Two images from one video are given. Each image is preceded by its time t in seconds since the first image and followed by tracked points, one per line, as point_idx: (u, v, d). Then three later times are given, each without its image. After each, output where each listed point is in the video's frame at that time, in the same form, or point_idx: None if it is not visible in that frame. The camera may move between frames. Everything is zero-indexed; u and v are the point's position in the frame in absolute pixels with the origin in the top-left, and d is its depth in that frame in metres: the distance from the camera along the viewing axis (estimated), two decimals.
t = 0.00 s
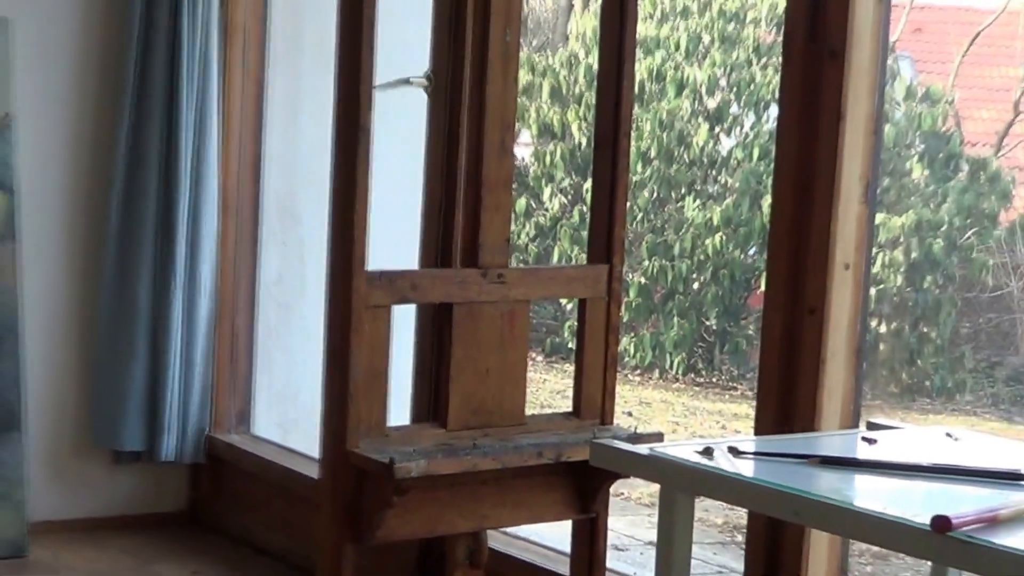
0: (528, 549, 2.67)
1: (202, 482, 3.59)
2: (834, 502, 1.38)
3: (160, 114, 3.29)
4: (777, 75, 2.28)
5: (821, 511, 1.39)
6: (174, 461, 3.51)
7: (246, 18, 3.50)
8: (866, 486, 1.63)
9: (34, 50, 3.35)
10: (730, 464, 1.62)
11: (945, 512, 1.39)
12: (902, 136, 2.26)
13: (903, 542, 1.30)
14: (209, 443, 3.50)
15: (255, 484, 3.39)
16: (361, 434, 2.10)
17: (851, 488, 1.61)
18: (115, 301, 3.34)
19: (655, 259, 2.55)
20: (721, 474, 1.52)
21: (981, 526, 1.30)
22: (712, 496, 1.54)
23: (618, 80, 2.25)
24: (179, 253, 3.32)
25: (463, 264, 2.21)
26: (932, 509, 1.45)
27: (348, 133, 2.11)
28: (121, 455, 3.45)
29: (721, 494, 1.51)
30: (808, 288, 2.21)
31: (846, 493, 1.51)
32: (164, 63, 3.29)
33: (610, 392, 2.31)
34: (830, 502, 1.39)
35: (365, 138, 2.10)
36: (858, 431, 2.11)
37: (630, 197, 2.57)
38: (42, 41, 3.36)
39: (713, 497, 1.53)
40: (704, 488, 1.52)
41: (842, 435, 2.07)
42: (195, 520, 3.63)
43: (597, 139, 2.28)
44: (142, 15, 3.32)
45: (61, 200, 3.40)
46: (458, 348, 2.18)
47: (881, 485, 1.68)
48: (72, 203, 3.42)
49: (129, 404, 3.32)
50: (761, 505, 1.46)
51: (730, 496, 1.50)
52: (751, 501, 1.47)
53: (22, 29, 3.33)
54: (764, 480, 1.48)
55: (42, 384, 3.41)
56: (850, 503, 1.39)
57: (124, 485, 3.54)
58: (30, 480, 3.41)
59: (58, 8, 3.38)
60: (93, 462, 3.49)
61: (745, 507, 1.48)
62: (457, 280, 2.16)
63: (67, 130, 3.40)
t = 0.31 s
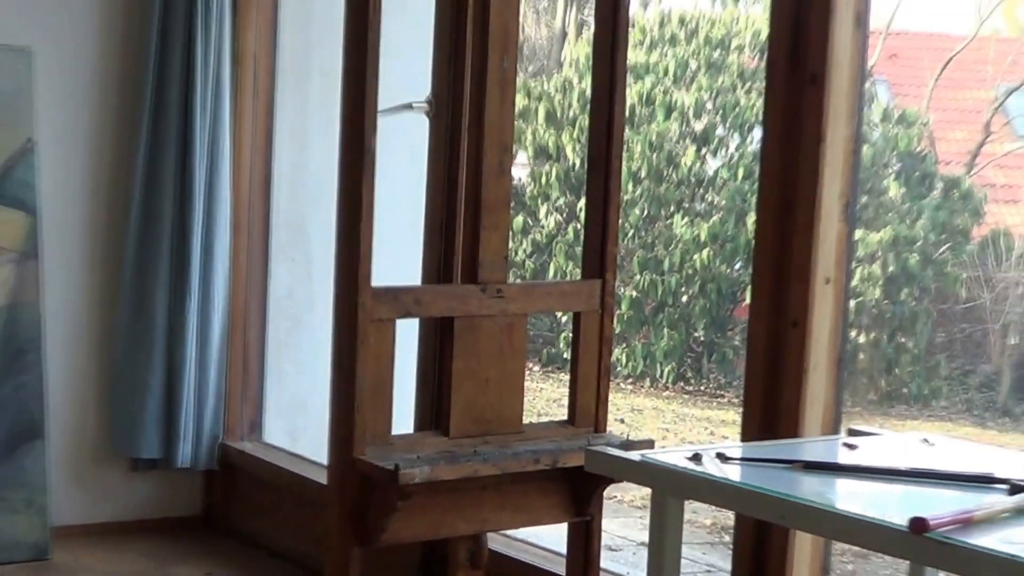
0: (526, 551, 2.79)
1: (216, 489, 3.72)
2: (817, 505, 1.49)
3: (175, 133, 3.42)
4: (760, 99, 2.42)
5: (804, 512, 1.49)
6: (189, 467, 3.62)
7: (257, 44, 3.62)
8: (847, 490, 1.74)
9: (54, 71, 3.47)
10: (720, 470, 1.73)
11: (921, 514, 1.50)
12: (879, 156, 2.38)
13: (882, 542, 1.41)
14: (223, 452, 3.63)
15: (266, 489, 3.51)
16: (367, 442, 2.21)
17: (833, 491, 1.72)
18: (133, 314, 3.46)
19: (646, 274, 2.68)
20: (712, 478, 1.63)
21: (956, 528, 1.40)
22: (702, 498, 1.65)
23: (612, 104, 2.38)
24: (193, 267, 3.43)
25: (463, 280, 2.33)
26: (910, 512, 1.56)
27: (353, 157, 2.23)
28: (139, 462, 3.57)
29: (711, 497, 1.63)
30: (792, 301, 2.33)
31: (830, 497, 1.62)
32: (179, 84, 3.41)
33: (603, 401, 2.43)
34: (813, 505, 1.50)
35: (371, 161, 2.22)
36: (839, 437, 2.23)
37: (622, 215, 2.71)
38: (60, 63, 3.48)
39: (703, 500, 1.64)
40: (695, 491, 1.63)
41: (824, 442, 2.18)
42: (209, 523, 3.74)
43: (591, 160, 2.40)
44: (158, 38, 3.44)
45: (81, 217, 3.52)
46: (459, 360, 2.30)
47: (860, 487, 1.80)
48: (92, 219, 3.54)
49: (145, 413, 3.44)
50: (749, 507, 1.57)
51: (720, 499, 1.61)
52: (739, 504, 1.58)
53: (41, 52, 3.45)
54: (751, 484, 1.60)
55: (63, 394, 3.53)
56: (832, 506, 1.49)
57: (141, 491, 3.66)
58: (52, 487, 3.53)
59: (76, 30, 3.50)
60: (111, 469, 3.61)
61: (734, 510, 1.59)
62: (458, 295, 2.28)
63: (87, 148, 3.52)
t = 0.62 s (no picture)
0: (524, 553, 2.91)
1: (229, 495, 3.84)
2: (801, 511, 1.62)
3: (190, 153, 3.55)
4: (745, 121, 2.55)
5: (790, 516, 1.63)
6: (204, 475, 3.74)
7: (267, 68, 3.76)
8: (829, 494, 1.86)
9: (74, 94, 3.60)
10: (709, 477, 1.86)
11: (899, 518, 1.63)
12: (858, 175, 2.51)
13: (864, 544, 1.54)
14: (236, 459, 3.76)
15: (276, 496, 3.63)
16: (372, 451, 2.34)
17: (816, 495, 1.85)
18: (150, 326, 3.59)
19: (638, 287, 2.81)
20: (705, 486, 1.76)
21: (932, 531, 1.53)
22: (694, 503, 1.78)
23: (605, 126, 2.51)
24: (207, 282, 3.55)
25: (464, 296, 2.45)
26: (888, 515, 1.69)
27: (359, 180, 2.36)
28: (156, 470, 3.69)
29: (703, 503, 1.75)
30: (776, 315, 2.46)
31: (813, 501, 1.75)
32: (193, 106, 3.54)
33: (597, 411, 2.56)
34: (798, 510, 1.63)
35: (375, 185, 2.34)
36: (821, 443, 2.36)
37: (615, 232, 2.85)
38: (79, 85, 3.60)
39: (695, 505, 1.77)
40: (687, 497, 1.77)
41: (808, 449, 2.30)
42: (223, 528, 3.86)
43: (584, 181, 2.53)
44: (173, 62, 3.58)
45: (98, 234, 3.65)
46: (459, 373, 2.43)
47: (841, 491, 1.92)
48: (110, 235, 3.67)
49: (162, 424, 3.56)
50: (739, 511, 1.70)
51: (713, 505, 1.74)
52: (729, 509, 1.71)
53: (61, 75, 3.57)
54: (740, 491, 1.73)
55: (83, 404, 3.64)
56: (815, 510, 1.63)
57: (159, 496, 3.79)
58: (74, 494, 3.64)
59: (94, 54, 3.62)
60: (129, 477, 3.73)
61: (724, 515, 1.72)
62: (458, 310, 2.40)
63: (105, 167, 3.65)
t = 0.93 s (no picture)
0: (524, 556, 3.03)
1: (243, 500, 3.97)
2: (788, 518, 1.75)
3: (205, 172, 3.68)
4: (733, 143, 2.68)
5: (779, 522, 1.75)
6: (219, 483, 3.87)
7: (276, 95, 3.91)
8: (813, 498, 1.98)
9: (93, 116, 3.73)
10: (700, 484, 1.99)
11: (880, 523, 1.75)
12: (841, 194, 2.63)
13: (848, 549, 1.66)
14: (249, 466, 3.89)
15: (288, 502, 3.76)
16: (378, 460, 2.46)
17: (802, 501, 1.97)
18: (167, 339, 3.73)
19: (632, 301, 2.94)
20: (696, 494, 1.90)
21: (911, 535, 1.65)
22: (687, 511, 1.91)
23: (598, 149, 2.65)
24: (221, 297, 3.68)
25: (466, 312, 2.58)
26: (870, 519, 1.81)
27: (363, 201, 2.48)
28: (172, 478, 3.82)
29: (695, 509, 1.89)
30: (762, 328, 2.59)
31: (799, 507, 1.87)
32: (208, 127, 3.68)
33: (593, 420, 2.69)
34: (784, 517, 1.75)
35: (379, 209, 2.47)
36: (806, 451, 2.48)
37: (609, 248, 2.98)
38: (99, 107, 3.73)
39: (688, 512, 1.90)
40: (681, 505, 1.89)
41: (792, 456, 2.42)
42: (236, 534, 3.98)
43: (579, 200, 2.66)
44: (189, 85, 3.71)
45: (116, 251, 3.78)
46: (461, 384, 2.55)
47: (824, 496, 2.03)
48: (128, 252, 3.80)
49: (179, 436, 3.69)
50: (733, 519, 1.82)
51: (709, 513, 1.86)
52: (724, 517, 1.84)
53: (81, 97, 3.71)
54: (733, 499, 1.85)
55: (101, 416, 3.77)
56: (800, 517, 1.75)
57: (179, 501, 3.91)
58: (94, 502, 3.76)
59: (113, 77, 3.75)
60: (148, 483, 3.85)
61: (719, 522, 1.85)
62: (460, 326, 2.53)
63: (123, 186, 3.78)
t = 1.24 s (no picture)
0: (523, 558, 3.16)
1: (256, 506, 4.10)
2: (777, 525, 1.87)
3: (219, 193, 3.82)
4: (721, 163, 2.82)
5: (769, 529, 1.87)
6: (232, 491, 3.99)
7: (287, 122, 4.06)
8: (799, 505, 2.11)
9: (110, 138, 3.85)
10: (695, 494, 2.11)
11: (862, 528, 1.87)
12: (825, 212, 2.78)
13: (833, 552, 1.78)
14: (261, 475, 4.02)
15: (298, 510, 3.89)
16: (384, 469, 2.58)
17: (788, 506, 2.10)
18: (183, 354, 3.86)
19: (626, 314, 3.08)
20: (691, 502, 2.03)
21: (891, 540, 1.77)
22: (683, 518, 2.03)
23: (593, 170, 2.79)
24: (234, 314, 3.82)
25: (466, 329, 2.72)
26: (852, 523, 1.93)
27: (369, 221, 2.60)
28: (187, 487, 3.94)
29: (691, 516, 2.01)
30: (749, 342, 2.73)
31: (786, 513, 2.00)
32: (221, 150, 3.82)
33: (590, 430, 2.82)
34: (772, 523, 1.88)
35: (384, 230, 2.59)
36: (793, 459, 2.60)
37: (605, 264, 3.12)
38: (116, 129, 3.86)
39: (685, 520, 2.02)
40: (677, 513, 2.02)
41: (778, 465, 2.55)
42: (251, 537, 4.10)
43: (575, 219, 2.79)
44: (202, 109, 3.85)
45: (133, 269, 3.90)
46: (463, 396, 2.68)
47: (810, 502, 2.16)
48: (143, 269, 3.92)
49: (194, 448, 3.82)
50: (727, 526, 1.94)
51: (704, 521, 1.98)
52: (717, 524, 1.96)
53: (99, 120, 3.83)
54: (726, 508, 1.97)
55: (118, 429, 3.89)
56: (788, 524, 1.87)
57: (195, 509, 4.04)
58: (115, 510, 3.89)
59: (129, 99, 3.88)
60: (166, 490, 3.97)
61: (713, 529, 1.97)
62: (461, 341, 2.67)
63: (139, 206, 3.91)
